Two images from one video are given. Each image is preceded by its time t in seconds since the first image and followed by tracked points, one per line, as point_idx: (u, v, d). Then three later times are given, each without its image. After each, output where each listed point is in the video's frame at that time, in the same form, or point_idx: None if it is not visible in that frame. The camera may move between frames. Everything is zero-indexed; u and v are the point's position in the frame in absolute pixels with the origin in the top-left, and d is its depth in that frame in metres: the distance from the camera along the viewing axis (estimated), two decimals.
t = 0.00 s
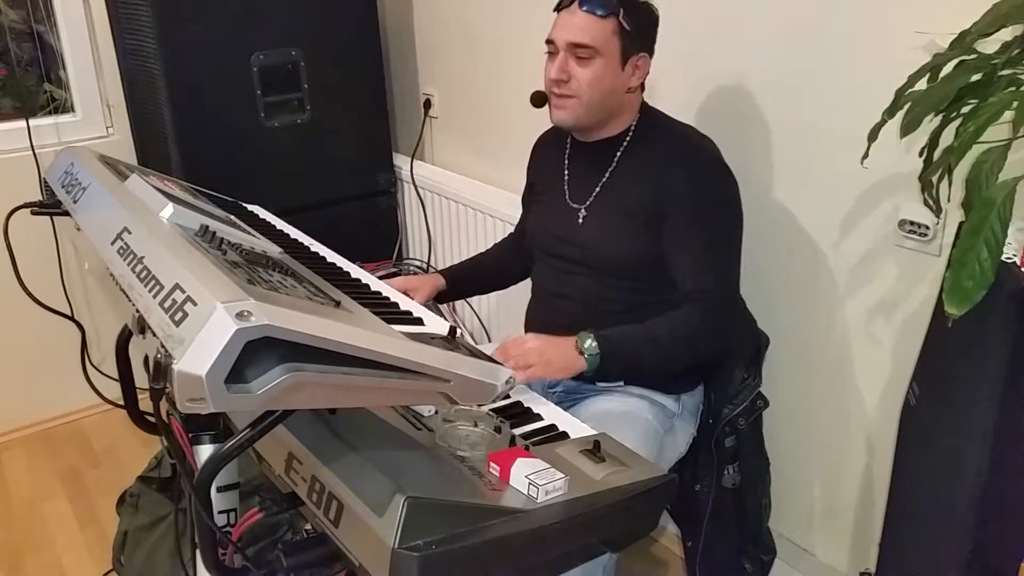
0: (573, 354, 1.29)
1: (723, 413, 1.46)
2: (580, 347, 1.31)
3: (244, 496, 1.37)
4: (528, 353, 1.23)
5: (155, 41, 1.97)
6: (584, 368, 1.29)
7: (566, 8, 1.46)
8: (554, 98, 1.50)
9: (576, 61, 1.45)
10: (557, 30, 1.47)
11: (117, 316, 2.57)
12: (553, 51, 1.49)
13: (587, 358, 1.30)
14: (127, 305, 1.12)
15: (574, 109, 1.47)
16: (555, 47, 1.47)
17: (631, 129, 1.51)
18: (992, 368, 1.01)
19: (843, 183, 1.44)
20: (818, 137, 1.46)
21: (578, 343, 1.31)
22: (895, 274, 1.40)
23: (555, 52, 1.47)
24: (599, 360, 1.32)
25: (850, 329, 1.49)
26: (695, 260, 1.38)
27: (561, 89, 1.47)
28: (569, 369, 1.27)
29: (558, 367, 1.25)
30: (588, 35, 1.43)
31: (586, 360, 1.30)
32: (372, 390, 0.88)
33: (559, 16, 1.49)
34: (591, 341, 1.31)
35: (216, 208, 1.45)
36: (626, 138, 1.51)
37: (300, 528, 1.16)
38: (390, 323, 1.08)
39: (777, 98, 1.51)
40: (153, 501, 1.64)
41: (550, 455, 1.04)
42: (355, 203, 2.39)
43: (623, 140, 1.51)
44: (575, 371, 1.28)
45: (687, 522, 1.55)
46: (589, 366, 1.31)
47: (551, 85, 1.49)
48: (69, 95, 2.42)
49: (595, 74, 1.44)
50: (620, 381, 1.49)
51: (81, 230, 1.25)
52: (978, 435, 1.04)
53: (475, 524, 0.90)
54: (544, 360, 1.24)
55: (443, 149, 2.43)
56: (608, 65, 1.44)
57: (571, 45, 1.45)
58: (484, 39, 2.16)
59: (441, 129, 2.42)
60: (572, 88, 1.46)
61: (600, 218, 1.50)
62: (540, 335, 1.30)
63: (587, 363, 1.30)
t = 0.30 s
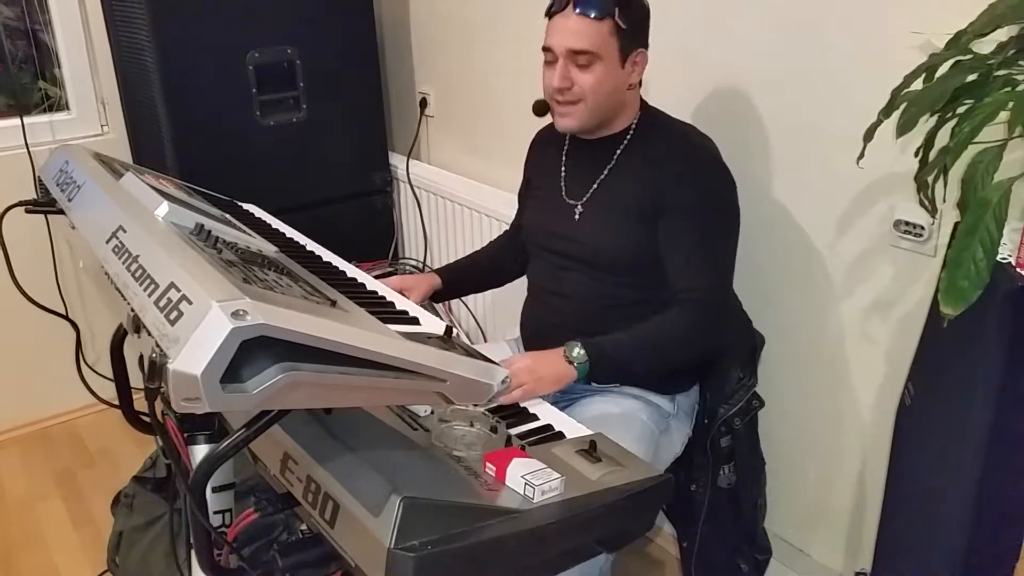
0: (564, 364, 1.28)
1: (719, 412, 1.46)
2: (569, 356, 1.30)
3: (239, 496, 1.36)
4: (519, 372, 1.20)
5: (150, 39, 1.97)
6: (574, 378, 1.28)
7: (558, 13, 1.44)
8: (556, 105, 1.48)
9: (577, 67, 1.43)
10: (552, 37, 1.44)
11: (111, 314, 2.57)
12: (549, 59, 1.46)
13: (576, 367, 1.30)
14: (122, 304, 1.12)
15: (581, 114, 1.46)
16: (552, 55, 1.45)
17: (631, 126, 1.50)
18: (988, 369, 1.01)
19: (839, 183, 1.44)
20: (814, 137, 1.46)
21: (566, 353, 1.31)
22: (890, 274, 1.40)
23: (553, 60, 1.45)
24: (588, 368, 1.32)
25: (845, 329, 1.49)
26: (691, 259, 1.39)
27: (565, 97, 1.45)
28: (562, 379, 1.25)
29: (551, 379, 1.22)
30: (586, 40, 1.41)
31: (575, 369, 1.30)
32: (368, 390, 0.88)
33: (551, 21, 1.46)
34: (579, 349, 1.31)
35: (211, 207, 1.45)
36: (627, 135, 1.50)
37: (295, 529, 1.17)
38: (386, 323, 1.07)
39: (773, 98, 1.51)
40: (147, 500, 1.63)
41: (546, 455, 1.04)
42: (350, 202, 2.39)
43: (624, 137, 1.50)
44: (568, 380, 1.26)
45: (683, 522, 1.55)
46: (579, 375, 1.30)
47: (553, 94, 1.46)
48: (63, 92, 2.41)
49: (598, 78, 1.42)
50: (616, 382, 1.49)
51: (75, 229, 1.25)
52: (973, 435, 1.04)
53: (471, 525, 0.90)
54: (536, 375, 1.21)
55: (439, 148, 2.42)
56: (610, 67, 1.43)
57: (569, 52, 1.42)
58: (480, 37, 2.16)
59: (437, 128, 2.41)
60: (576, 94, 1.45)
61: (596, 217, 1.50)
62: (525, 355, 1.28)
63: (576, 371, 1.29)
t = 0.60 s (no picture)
0: (567, 366, 1.28)
1: (723, 415, 1.46)
2: (572, 358, 1.31)
3: (244, 497, 1.37)
4: (524, 374, 1.20)
5: (154, 42, 1.97)
6: (579, 379, 1.28)
7: (541, 36, 1.43)
8: (554, 124, 1.49)
9: (566, 90, 1.43)
10: (539, 61, 1.45)
11: (116, 317, 2.57)
12: (541, 81, 1.47)
13: (580, 368, 1.30)
14: (127, 307, 1.12)
15: (577, 131, 1.47)
16: (541, 79, 1.46)
17: (634, 130, 1.50)
18: (992, 370, 1.01)
19: (843, 185, 1.44)
20: (818, 138, 1.46)
21: (569, 355, 1.31)
22: (894, 275, 1.40)
23: (542, 83, 1.46)
24: (592, 370, 1.32)
25: (849, 330, 1.49)
26: (695, 261, 1.38)
27: (559, 118, 1.46)
28: (566, 381, 1.24)
29: (555, 381, 1.22)
30: (569, 65, 1.40)
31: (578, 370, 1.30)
32: (371, 392, 0.88)
33: (537, 42, 1.46)
34: (583, 351, 1.32)
35: (216, 210, 1.45)
36: (631, 139, 1.50)
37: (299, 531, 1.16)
38: (390, 325, 1.08)
39: (777, 100, 1.51)
40: (151, 502, 1.63)
41: (550, 457, 1.04)
42: (354, 204, 2.39)
43: (628, 141, 1.50)
44: (571, 381, 1.26)
45: (688, 523, 1.55)
46: (582, 376, 1.30)
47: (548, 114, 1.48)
48: (69, 96, 2.42)
49: (587, 98, 1.43)
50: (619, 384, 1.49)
51: (80, 232, 1.25)
52: (977, 436, 1.04)
53: (475, 527, 0.90)
54: (540, 377, 1.21)
55: (443, 150, 2.43)
56: (598, 84, 1.42)
57: (555, 77, 1.43)
58: (483, 40, 2.16)
59: (440, 130, 2.41)
60: (569, 114, 1.46)
61: (600, 219, 1.50)
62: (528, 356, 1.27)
63: (580, 372, 1.30)
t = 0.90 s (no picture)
0: (570, 366, 1.27)
1: (726, 418, 1.46)
2: (575, 359, 1.30)
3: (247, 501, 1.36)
4: (527, 377, 1.20)
5: (158, 45, 1.98)
6: (581, 381, 1.28)
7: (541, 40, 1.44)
8: (551, 130, 1.49)
9: (563, 94, 1.44)
10: (537, 66, 1.45)
11: (119, 319, 2.58)
12: (539, 86, 1.47)
13: (583, 369, 1.30)
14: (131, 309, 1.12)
15: (573, 137, 1.47)
16: (539, 82, 1.46)
17: (634, 136, 1.50)
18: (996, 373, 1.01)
19: (846, 188, 1.44)
20: (821, 141, 1.46)
21: (572, 355, 1.31)
22: (898, 278, 1.40)
23: (541, 87, 1.46)
24: (594, 370, 1.32)
25: (852, 333, 1.49)
26: (698, 264, 1.38)
27: (556, 123, 1.46)
28: (569, 382, 1.24)
29: (557, 382, 1.22)
30: (567, 68, 1.40)
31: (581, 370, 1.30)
32: (374, 395, 0.88)
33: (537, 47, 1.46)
34: (586, 352, 1.31)
35: (219, 213, 1.45)
36: (631, 144, 1.50)
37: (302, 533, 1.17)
38: (394, 327, 1.08)
39: (779, 103, 1.51)
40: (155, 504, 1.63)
41: (554, 460, 1.05)
42: (358, 207, 2.40)
43: (629, 146, 1.50)
44: (575, 382, 1.25)
45: (691, 526, 1.55)
46: (585, 377, 1.30)
47: (545, 120, 1.48)
48: (73, 99, 2.43)
49: (584, 103, 1.43)
50: (623, 386, 1.49)
51: (84, 235, 1.25)
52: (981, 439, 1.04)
53: (479, 529, 0.90)
54: (543, 379, 1.21)
55: (445, 152, 2.43)
56: (595, 90, 1.42)
57: (552, 81, 1.43)
58: (486, 43, 2.16)
59: (443, 133, 2.42)
60: (565, 119, 1.45)
61: (603, 222, 1.50)
62: (530, 359, 1.27)
63: (583, 373, 1.29)
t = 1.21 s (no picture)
0: (563, 362, 1.27)
1: (728, 415, 1.45)
2: (567, 354, 1.29)
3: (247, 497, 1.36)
4: (523, 373, 1.20)
5: (160, 42, 1.98)
6: (574, 376, 1.27)
7: (550, 33, 1.43)
8: (560, 121, 1.48)
9: (575, 86, 1.43)
10: (546, 57, 1.44)
11: (122, 317, 2.58)
12: (547, 79, 1.46)
13: (575, 364, 1.29)
14: (132, 307, 1.12)
15: (583, 129, 1.47)
16: (549, 76, 1.44)
17: (638, 130, 1.50)
18: (999, 370, 1.01)
19: (849, 185, 1.43)
20: (823, 138, 1.46)
21: (564, 351, 1.30)
22: (900, 276, 1.40)
23: (550, 80, 1.45)
24: (587, 365, 1.31)
25: (855, 331, 1.49)
26: (701, 261, 1.38)
27: (567, 114, 1.45)
28: (563, 377, 1.24)
29: (553, 377, 1.22)
30: (580, 59, 1.40)
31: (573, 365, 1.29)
32: (376, 391, 0.88)
33: (543, 41, 1.45)
34: (577, 347, 1.30)
35: (221, 210, 1.45)
36: (633, 140, 1.50)
37: (303, 530, 1.17)
38: (395, 325, 1.08)
39: (782, 100, 1.51)
40: (157, 501, 1.64)
41: (555, 456, 1.04)
42: (359, 205, 2.40)
43: (630, 142, 1.50)
44: (568, 377, 1.25)
45: (692, 523, 1.54)
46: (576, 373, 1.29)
47: (554, 112, 1.47)
48: (75, 96, 2.43)
49: (596, 93, 1.42)
50: (625, 383, 1.49)
51: (86, 232, 1.25)
52: (983, 437, 1.04)
53: (480, 526, 0.90)
54: (538, 375, 1.21)
55: (447, 150, 2.43)
56: (607, 81, 1.42)
57: (564, 72, 1.42)
58: (489, 41, 2.16)
59: (445, 131, 2.42)
60: (576, 111, 1.45)
61: (605, 219, 1.50)
62: (522, 357, 1.27)
63: (575, 369, 1.28)
